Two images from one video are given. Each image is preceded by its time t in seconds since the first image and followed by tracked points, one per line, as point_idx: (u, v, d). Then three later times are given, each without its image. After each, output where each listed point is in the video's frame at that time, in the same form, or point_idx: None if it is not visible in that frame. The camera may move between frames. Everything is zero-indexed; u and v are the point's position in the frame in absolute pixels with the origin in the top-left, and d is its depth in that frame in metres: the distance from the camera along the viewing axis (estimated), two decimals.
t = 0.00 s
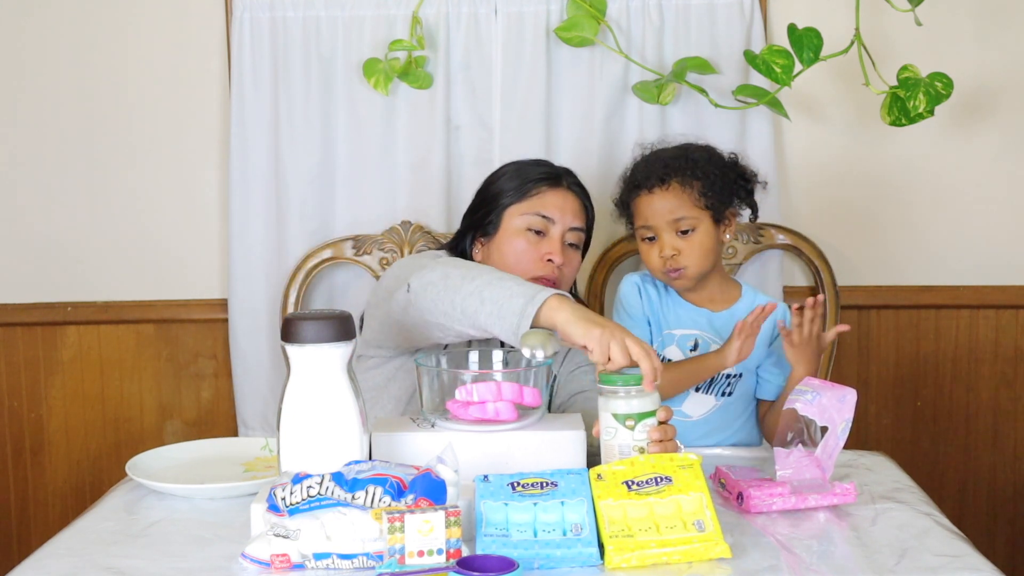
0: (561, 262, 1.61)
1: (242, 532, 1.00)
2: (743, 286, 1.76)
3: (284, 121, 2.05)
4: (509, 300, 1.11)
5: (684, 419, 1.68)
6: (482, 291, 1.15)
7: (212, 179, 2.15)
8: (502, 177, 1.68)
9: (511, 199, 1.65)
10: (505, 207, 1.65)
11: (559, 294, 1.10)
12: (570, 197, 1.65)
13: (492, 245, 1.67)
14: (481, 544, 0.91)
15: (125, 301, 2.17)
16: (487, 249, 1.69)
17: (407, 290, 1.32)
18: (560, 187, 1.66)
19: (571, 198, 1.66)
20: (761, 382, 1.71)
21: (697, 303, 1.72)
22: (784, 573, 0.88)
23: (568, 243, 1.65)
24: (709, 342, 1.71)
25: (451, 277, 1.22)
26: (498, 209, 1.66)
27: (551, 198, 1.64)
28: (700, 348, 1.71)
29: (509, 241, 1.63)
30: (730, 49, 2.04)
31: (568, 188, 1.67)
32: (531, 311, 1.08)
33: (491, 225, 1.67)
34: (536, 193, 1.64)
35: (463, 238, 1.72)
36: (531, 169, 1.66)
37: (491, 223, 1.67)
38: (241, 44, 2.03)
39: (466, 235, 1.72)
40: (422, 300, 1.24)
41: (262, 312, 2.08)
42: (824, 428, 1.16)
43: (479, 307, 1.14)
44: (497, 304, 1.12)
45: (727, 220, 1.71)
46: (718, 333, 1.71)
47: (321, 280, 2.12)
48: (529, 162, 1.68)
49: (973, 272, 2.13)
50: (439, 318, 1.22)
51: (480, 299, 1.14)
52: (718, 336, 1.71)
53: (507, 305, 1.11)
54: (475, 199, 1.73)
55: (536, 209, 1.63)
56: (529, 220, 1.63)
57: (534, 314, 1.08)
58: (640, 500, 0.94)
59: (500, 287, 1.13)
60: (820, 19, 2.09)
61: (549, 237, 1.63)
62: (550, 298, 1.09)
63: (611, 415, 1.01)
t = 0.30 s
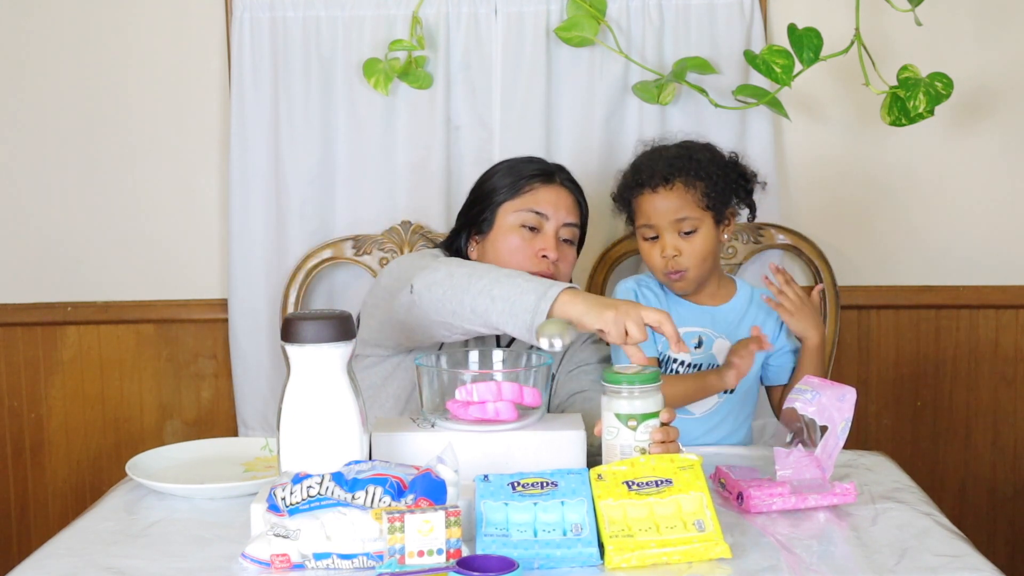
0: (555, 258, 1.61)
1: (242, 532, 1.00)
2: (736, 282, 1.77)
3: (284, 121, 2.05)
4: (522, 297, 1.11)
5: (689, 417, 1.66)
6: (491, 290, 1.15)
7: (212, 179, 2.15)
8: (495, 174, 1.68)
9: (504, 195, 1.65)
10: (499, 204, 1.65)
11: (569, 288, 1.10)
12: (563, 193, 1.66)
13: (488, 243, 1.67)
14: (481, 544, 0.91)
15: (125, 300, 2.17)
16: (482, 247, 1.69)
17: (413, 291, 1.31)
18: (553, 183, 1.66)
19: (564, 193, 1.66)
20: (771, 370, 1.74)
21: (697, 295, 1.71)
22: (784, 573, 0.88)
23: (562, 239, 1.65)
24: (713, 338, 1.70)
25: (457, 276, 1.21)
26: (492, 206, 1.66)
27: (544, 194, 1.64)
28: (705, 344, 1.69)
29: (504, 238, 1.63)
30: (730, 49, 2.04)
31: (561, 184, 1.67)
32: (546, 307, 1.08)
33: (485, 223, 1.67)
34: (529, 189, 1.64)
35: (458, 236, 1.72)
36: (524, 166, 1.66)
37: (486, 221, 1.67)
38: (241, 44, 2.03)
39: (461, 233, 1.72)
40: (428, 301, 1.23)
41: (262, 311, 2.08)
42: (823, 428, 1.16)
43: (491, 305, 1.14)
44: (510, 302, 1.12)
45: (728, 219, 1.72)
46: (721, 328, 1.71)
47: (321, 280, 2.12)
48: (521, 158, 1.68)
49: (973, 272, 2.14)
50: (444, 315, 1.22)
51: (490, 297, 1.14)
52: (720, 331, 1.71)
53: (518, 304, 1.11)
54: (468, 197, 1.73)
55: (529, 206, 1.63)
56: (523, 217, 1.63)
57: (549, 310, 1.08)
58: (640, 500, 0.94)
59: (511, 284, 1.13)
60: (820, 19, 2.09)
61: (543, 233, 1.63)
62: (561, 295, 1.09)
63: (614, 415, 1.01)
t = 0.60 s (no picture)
0: (558, 259, 1.61)
1: (242, 532, 1.00)
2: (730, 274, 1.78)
3: (284, 121, 2.05)
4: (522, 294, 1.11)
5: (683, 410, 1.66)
6: (489, 289, 1.14)
7: (212, 179, 2.15)
8: (499, 175, 1.68)
9: (509, 196, 1.65)
10: (503, 205, 1.65)
11: (568, 283, 1.10)
12: (566, 194, 1.66)
13: (491, 244, 1.67)
14: (481, 544, 0.91)
15: (125, 301, 2.17)
16: (484, 248, 1.69)
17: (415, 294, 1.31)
18: (557, 184, 1.66)
19: (567, 194, 1.66)
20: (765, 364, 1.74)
21: (702, 293, 1.72)
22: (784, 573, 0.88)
23: (565, 240, 1.65)
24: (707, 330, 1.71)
25: (456, 277, 1.21)
26: (495, 207, 1.66)
27: (547, 195, 1.64)
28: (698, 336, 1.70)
29: (507, 239, 1.63)
30: (729, 49, 2.04)
31: (564, 185, 1.67)
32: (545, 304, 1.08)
33: (488, 224, 1.67)
34: (533, 190, 1.64)
35: (460, 237, 1.72)
36: (527, 167, 1.66)
37: (489, 222, 1.67)
38: (241, 44, 2.03)
39: (463, 234, 1.71)
40: (429, 303, 1.23)
41: (262, 311, 2.08)
42: (824, 428, 1.16)
43: (490, 305, 1.13)
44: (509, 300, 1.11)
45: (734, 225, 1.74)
46: (715, 319, 1.72)
47: (321, 280, 2.12)
48: (526, 159, 1.68)
49: (973, 272, 2.13)
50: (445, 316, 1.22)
51: (489, 296, 1.14)
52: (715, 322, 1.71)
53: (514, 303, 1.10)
54: (471, 196, 1.73)
55: (533, 207, 1.63)
56: (527, 218, 1.63)
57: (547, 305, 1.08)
58: (640, 500, 0.94)
59: (509, 282, 1.13)
60: (820, 18, 2.09)
61: (546, 234, 1.63)
62: (560, 289, 1.09)
63: (614, 415, 1.01)
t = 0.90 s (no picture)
0: (552, 260, 1.61)
1: (242, 532, 1.00)
2: (729, 275, 1.78)
3: (284, 120, 2.05)
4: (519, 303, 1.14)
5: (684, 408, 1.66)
6: (482, 293, 1.17)
7: (212, 178, 2.15)
8: (497, 173, 1.68)
9: (506, 194, 1.65)
10: (500, 203, 1.66)
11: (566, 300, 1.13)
12: (563, 193, 1.65)
13: (487, 241, 1.67)
14: (481, 544, 0.91)
15: (125, 300, 2.17)
16: (481, 246, 1.69)
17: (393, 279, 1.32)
18: (554, 184, 1.66)
19: (565, 194, 1.66)
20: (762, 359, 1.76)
21: (702, 292, 1.71)
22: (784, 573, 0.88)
23: (561, 240, 1.64)
24: (708, 327, 1.70)
25: (445, 275, 1.22)
26: (493, 205, 1.67)
27: (544, 195, 1.64)
28: (700, 334, 1.69)
29: (503, 238, 1.63)
30: (729, 49, 2.04)
31: (562, 184, 1.67)
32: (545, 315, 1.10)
33: (485, 222, 1.67)
34: (530, 190, 1.64)
35: (458, 234, 1.73)
36: (527, 165, 1.66)
37: (486, 220, 1.67)
38: (241, 44, 2.03)
39: (461, 231, 1.73)
40: (411, 293, 1.25)
41: (262, 311, 2.08)
42: (824, 428, 1.16)
43: (482, 308, 1.17)
44: (506, 307, 1.14)
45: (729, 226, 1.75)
46: (716, 317, 1.71)
47: (321, 280, 2.12)
48: (524, 158, 1.68)
49: (973, 272, 2.13)
50: (428, 309, 1.24)
51: (483, 299, 1.17)
52: (716, 320, 1.71)
53: (511, 309, 1.14)
54: (472, 194, 1.73)
55: (528, 206, 1.63)
56: (522, 217, 1.62)
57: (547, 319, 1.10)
58: (640, 500, 0.94)
59: (505, 287, 1.16)
60: (820, 18, 2.09)
61: (541, 234, 1.62)
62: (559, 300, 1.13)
63: (615, 415, 1.01)
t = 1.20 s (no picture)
0: (555, 257, 1.61)
1: (242, 532, 1.00)
2: (727, 273, 1.78)
3: (284, 120, 2.05)
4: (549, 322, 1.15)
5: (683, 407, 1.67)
6: (514, 304, 1.17)
7: (212, 178, 2.15)
8: (496, 173, 1.68)
9: (506, 194, 1.65)
10: (501, 202, 1.66)
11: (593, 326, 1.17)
12: (563, 191, 1.65)
13: (488, 241, 1.67)
14: (481, 544, 0.91)
15: (125, 300, 2.17)
16: (483, 246, 1.70)
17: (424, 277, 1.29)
18: (554, 181, 1.66)
19: (565, 191, 1.65)
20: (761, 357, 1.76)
21: (698, 292, 1.71)
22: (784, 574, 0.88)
23: (563, 237, 1.65)
24: (703, 327, 1.70)
25: (479, 283, 1.21)
26: (494, 204, 1.67)
27: (543, 193, 1.64)
28: (694, 333, 1.69)
29: (503, 238, 1.63)
30: (729, 49, 2.04)
31: (561, 182, 1.66)
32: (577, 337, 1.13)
33: (486, 221, 1.68)
34: (529, 189, 1.64)
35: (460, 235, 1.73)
36: (526, 163, 1.66)
37: (487, 220, 1.67)
38: (241, 44, 2.03)
39: (463, 231, 1.73)
40: (439, 295, 1.23)
41: (262, 311, 2.08)
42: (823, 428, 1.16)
43: (512, 318, 1.16)
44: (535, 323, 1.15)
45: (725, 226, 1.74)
46: (711, 317, 1.71)
47: (321, 280, 2.12)
48: (523, 156, 1.68)
49: (973, 272, 2.13)
50: (448, 313, 1.23)
51: (511, 312, 1.17)
52: (712, 319, 1.71)
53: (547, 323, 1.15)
54: (472, 194, 1.73)
55: (528, 205, 1.63)
56: (522, 216, 1.63)
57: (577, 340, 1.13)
58: (640, 500, 0.94)
59: (536, 304, 1.17)
60: (820, 18, 2.09)
61: (542, 232, 1.62)
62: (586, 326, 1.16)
63: (615, 415, 1.01)
